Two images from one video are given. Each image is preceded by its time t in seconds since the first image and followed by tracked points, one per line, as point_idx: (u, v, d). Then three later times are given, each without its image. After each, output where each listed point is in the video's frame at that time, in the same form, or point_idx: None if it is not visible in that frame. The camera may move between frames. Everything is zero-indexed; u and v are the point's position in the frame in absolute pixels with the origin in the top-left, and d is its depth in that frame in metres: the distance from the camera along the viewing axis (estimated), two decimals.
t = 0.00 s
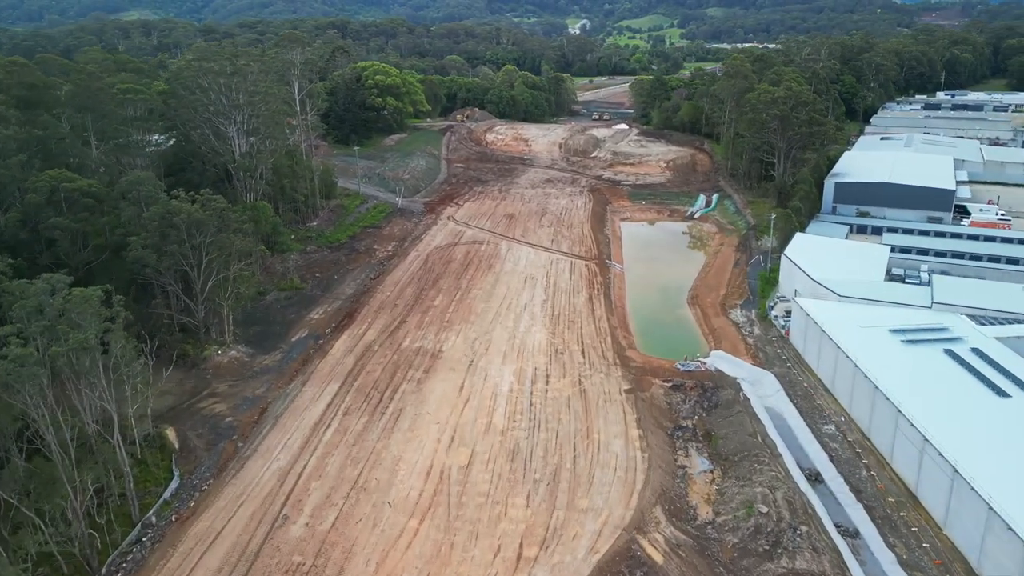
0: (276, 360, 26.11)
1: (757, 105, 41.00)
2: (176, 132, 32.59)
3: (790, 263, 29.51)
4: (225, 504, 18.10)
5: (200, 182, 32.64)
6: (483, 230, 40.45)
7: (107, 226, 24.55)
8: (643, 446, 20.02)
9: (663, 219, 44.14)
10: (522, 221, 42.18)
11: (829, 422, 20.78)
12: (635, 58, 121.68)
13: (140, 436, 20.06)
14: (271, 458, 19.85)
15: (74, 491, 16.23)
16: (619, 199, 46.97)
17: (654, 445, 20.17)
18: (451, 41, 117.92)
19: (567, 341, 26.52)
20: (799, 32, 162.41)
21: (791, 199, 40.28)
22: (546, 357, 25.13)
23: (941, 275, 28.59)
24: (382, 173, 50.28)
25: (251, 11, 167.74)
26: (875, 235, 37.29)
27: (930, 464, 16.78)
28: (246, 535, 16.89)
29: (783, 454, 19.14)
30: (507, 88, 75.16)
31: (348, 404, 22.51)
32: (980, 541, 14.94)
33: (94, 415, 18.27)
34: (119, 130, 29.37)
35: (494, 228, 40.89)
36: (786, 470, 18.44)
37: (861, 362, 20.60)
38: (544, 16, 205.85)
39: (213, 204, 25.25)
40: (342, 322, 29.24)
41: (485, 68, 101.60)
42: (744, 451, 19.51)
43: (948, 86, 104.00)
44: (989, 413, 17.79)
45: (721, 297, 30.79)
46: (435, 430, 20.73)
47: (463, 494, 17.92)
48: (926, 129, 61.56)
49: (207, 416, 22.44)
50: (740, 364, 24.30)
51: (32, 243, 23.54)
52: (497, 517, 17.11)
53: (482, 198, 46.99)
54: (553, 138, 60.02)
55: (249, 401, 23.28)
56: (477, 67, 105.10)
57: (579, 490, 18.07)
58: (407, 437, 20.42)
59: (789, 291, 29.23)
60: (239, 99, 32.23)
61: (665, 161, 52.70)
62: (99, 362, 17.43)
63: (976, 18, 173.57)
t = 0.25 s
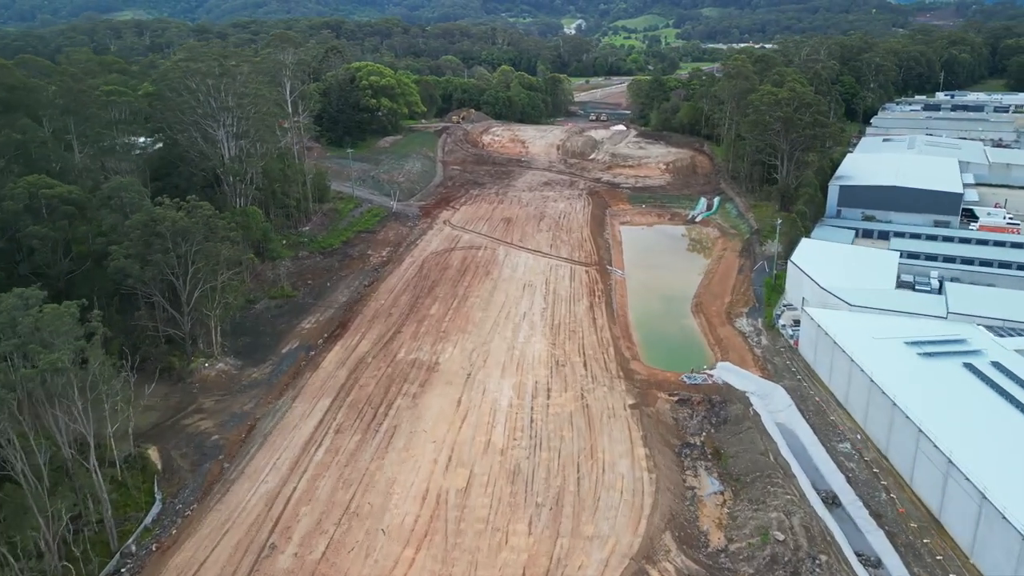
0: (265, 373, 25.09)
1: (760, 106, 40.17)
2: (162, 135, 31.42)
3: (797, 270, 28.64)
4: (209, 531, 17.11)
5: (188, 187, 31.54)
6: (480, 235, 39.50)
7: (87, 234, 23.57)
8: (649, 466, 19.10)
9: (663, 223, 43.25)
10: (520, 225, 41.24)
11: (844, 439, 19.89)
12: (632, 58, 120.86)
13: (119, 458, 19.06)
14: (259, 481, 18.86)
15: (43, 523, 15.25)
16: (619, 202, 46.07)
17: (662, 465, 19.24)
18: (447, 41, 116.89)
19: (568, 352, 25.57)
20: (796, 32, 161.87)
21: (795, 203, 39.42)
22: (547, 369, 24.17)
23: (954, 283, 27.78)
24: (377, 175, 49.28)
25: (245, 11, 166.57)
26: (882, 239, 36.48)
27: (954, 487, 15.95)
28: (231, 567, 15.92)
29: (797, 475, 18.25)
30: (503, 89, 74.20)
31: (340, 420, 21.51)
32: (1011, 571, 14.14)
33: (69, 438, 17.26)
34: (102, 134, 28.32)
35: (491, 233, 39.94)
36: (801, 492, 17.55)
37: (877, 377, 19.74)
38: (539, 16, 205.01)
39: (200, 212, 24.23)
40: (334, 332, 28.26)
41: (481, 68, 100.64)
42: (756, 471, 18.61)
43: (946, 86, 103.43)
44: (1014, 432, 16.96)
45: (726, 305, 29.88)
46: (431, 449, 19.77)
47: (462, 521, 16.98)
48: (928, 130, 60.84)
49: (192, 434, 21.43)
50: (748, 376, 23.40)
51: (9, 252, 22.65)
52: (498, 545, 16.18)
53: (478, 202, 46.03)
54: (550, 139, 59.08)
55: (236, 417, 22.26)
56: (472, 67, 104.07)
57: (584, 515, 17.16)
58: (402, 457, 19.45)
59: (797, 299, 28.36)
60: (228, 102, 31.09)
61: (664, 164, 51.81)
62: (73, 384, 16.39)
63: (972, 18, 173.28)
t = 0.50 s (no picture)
0: (254, 387, 24.09)
1: (763, 108, 39.24)
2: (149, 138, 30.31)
3: (805, 278, 27.75)
4: (192, 562, 16.13)
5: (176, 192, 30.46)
6: (477, 240, 38.54)
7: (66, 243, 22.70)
8: (657, 488, 18.16)
9: (664, 227, 42.30)
10: (518, 230, 40.27)
11: (861, 459, 19.00)
12: (628, 59, 120.01)
13: (97, 481, 18.06)
14: (245, 506, 17.88)
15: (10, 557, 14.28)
16: (619, 206, 45.18)
17: (670, 487, 18.32)
18: (442, 42, 115.81)
19: (569, 364, 24.62)
20: (792, 32, 161.29)
21: (800, 207, 38.54)
22: (548, 383, 23.18)
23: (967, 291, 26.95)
24: (371, 178, 48.30)
25: (239, 11, 165.32)
26: (888, 244, 35.69)
27: (982, 515, 15.13)
28: None
29: (814, 498, 17.33)
30: (499, 89, 73.23)
31: (331, 439, 20.52)
32: None
33: (41, 463, 16.24)
34: (83, 137, 27.07)
35: (488, 238, 38.94)
36: (818, 517, 16.67)
37: (895, 394, 18.86)
38: (534, 16, 204.10)
39: (185, 220, 23.23)
40: (327, 342, 27.28)
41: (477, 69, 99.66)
42: (770, 493, 17.71)
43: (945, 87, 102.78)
44: None
45: (732, 314, 28.96)
46: (427, 471, 18.80)
47: (461, 550, 16.05)
48: (930, 132, 60.09)
49: (176, 454, 20.41)
50: (758, 390, 22.50)
51: None
52: None
53: (475, 206, 45.04)
54: (547, 141, 58.12)
55: (223, 436, 21.23)
56: (468, 67, 103.02)
57: (590, 543, 16.25)
58: (397, 480, 18.48)
59: (805, 308, 27.48)
60: (217, 104, 30.00)
61: (664, 166, 50.93)
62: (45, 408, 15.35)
63: (968, 18, 172.90)
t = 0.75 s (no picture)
0: (242, 403, 23.11)
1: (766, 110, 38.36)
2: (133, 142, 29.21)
3: (814, 286, 26.87)
4: None
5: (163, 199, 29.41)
6: (474, 245, 37.60)
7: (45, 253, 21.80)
8: (666, 513, 17.25)
9: (665, 232, 41.45)
10: (516, 235, 39.34)
11: (879, 480, 18.18)
12: (625, 59, 119.24)
13: (74, 507, 17.09)
14: (231, 534, 16.94)
15: None
16: (618, 209, 44.30)
17: (679, 511, 17.43)
18: (438, 42, 114.82)
19: (571, 377, 23.68)
20: (789, 32, 160.70)
21: (805, 211, 37.68)
22: (549, 398, 22.24)
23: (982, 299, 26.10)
24: (366, 182, 47.33)
25: (234, 11, 164.16)
26: (896, 250, 34.77)
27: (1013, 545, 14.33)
28: None
29: (832, 523, 16.46)
30: (496, 90, 72.27)
31: (323, 459, 19.55)
32: None
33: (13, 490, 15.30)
34: (65, 141, 26.13)
35: (486, 244, 37.98)
36: (837, 544, 15.81)
37: (915, 412, 18.01)
38: (530, 16, 203.22)
39: (168, 228, 22.11)
40: (319, 354, 26.30)
41: (473, 70, 98.74)
42: (784, 518, 16.83)
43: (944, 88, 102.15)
44: None
45: (738, 323, 28.05)
46: (423, 495, 17.86)
47: None
48: (933, 133, 59.33)
49: (159, 475, 19.42)
50: (768, 405, 21.60)
51: None
52: None
53: (473, 210, 44.08)
54: (545, 143, 57.18)
55: (209, 455, 20.23)
56: (464, 68, 102.05)
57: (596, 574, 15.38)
58: (391, 505, 17.55)
59: (814, 317, 26.62)
60: (206, 107, 28.96)
61: (664, 168, 50.05)
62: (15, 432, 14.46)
63: (965, 18, 172.56)
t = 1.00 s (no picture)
0: (230, 419, 22.11)
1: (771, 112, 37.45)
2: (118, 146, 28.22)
3: (823, 295, 25.98)
4: None
5: (149, 204, 28.44)
6: (472, 251, 36.64)
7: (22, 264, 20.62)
8: (676, 540, 16.35)
9: (666, 236, 40.56)
10: (514, 240, 38.41)
11: (899, 504, 17.29)
12: (622, 59, 118.38)
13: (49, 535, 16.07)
14: (215, 565, 15.98)
15: None
16: (618, 213, 43.40)
17: (689, 538, 16.53)
18: (433, 42, 113.81)
19: (574, 391, 22.73)
20: (786, 32, 160.04)
21: (810, 215, 36.80)
22: (551, 414, 21.28)
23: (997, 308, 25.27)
24: (360, 185, 46.34)
25: (228, 11, 163.04)
26: (905, 255, 34.02)
27: None
28: None
29: (852, 552, 15.58)
30: (493, 91, 71.30)
31: (313, 482, 18.57)
32: None
33: None
34: (46, 145, 25.01)
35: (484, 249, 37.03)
36: None
37: (938, 432, 17.13)
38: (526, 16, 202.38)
39: (151, 237, 21.08)
40: (311, 367, 25.31)
41: (469, 70, 97.75)
42: (802, 547, 15.92)
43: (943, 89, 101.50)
44: None
45: (744, 332, 27.15)
46: (419, 521, 16.91)
47: None
48: (936, 135, 58.54)
49: (141, 499, 18.42)
50: (780, 422, 20.67)
51: None
52: None
53: (470, 214, 43.13)
54: (543, 145, 56.24)
55: (193, 478, 19.21)
56: (460, 68, 101.07)
57: None
58: (385, 533, 16.60)
59: (824, 327, 25.74)
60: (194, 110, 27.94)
61: (664, 171, 49.16)
62: None
63: (962, 19, 172.22)
